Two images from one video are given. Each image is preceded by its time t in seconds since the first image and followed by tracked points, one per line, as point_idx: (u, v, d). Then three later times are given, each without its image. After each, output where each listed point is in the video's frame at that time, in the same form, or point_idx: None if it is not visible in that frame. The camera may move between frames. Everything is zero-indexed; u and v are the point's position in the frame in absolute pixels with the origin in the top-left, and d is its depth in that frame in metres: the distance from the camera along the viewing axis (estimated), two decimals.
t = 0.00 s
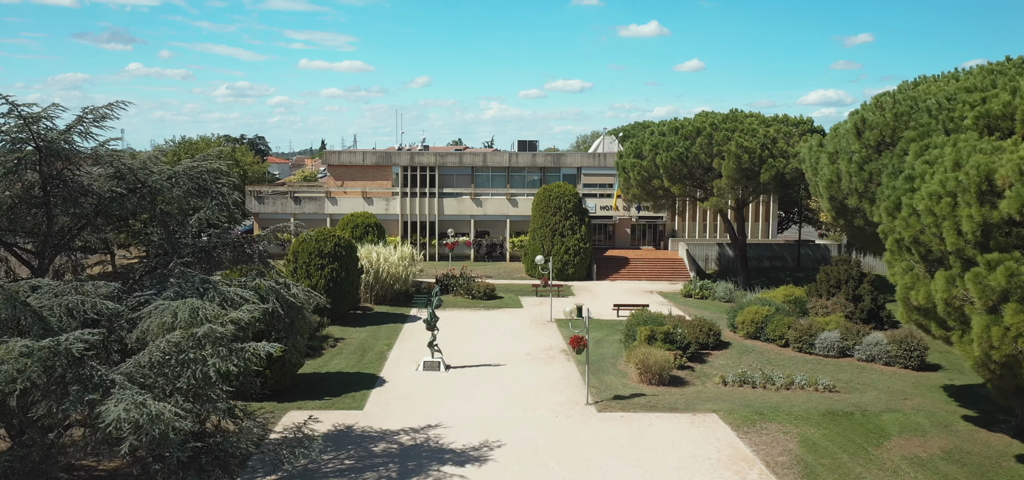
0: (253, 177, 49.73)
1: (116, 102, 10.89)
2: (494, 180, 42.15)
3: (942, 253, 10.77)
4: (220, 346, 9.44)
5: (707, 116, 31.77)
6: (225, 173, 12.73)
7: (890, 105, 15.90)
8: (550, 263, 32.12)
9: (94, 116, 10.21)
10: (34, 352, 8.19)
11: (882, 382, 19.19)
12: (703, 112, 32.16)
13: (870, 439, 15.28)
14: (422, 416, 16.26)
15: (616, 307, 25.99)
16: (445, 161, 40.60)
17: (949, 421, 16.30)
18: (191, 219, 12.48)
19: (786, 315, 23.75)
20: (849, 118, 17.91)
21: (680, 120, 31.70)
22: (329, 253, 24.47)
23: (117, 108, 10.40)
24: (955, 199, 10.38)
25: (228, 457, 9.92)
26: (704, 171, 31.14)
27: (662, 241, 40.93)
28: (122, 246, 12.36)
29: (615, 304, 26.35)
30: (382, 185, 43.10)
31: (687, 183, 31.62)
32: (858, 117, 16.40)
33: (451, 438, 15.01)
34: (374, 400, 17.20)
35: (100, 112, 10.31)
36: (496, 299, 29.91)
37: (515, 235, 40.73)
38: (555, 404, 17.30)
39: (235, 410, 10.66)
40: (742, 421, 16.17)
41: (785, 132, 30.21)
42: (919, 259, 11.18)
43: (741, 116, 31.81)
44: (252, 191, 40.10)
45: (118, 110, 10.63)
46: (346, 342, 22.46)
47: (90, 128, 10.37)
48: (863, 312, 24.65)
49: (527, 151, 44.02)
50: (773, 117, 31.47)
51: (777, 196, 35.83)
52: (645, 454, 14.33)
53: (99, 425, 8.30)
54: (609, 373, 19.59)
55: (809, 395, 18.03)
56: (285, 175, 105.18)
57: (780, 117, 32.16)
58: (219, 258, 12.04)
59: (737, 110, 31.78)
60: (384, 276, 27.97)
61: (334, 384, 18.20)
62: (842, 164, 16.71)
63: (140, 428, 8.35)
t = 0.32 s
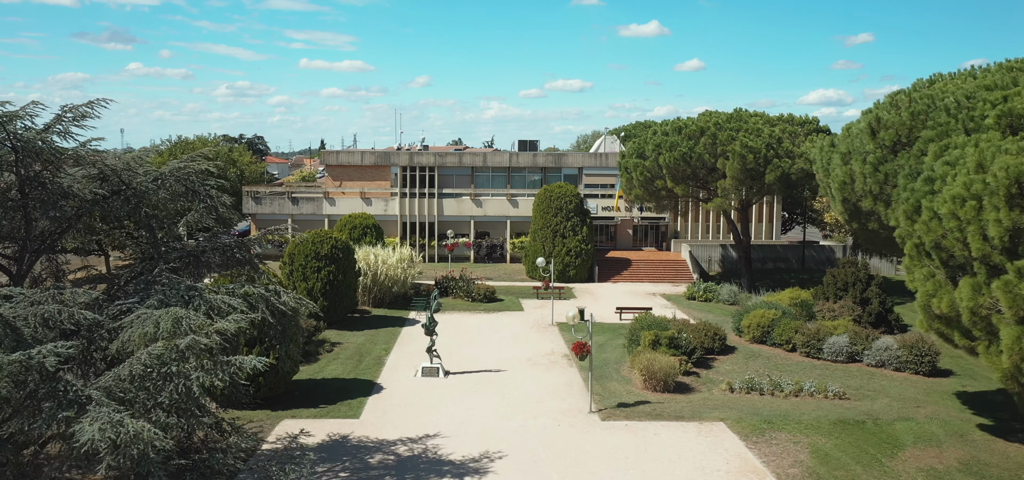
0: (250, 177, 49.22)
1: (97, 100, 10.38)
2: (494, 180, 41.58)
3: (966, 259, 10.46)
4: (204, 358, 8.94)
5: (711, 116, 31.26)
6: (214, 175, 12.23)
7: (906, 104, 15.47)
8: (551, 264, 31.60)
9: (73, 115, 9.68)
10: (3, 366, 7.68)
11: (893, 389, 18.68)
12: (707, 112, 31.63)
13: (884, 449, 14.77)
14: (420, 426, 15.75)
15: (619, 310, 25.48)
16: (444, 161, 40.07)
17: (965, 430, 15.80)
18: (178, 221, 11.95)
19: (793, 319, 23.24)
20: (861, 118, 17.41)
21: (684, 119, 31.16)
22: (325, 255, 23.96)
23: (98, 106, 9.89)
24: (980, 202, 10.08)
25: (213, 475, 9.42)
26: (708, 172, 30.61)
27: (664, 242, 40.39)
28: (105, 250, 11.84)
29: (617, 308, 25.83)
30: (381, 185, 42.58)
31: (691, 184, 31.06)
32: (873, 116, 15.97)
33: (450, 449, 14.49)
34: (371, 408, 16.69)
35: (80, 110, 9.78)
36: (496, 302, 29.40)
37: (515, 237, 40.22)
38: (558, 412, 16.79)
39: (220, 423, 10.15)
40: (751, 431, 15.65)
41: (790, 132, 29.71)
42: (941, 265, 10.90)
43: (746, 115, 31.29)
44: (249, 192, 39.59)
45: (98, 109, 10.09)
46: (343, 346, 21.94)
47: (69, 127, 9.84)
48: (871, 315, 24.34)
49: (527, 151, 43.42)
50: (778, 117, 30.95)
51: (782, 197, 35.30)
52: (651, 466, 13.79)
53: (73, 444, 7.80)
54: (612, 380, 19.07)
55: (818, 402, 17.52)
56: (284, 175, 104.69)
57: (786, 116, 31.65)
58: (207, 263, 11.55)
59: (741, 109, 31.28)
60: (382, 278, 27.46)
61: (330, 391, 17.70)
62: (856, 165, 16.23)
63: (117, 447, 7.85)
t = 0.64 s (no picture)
0: (249, 178, 48.77)
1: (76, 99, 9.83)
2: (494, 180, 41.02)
3: (992, 266, 10.20)
4: (187, 373, 8.44)
5: (715, 116, 30.75)
6: (202, 177, 11.68)
7: (923, 103, 15.09)
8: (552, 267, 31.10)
9: (51, 114, 9.16)
10: None
11: (905, 396, 18.17)
12: (710, 111, 31.13)
13: (899, 461, 14.24)
14: (418, 435, 15.24)
15: (622, 314, 24.96)
16: (444, 161, 39.55)
17: (981, 440, 15.28)
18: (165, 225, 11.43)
19: (801, 323, 22.70)
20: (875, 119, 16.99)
21: (687, 119, 30.65)
22: (322, 257, 23.41)
23: (77, 106, 9.35)
24: (1009, 206, 9.75)
25: None
26: (712, 173, 30.10)
27: (666, 244, 39.92)
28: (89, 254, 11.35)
29: (621, 311, 25.29)
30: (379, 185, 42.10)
31: (694, 185, 30.53)
32: (889, 115, 15.57)
33: (449, 460, 13.96)
34: (367, 417, 16.16)
35: (58, 109, 9.25)
36: (496, 305, 28.90)
37: (516, 238, 39.68)
38: (561, 421, 16.27)
39: (205, 440, 9.64)
40: (760, 441, 15.11)
41: (796, 131, 29.24)
42: (963, 271, 10.66)
43: (751, 115, 30.78)
44: (246, 192, 39.11)
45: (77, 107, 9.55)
46: (339, 352, 21.42)
47: (46, 127, 9.31)
48: (880, 319, 23.86)
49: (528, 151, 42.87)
50: (783, 116, 30.46)
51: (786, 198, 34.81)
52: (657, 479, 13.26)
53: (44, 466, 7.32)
54: (616, 387, 18.55)
55: (829, 411, 17.01)
56: (283, 175, 104.22)
57: (791, 116, 31.14)
58: (195, 268, 11.05)
59: (746, 108, 30.76)
60: (380, 281, 26.93)
61: (325, 399, 17.19)
62: (870, 166, 15.79)
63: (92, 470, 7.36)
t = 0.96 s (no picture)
0: (246, 178, 48.28)
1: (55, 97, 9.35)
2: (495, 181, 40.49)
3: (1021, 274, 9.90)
4: (168, 388, 7.93)
5: (719, 115, 30.25)
6: (189, 178, 11.20)
7: (941, 103, 14.88)
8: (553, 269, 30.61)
9: (26, 113, 8.67)
10: None
11: (917, 404, 17.65)
12: (714, 111, 30.65)
13: (915, 473, 13.74)
14: (417, 446, 14.73)
15: (625, 318, 24.48)
16: (443, 162, 39.03)
17: (999, 451, 14.77)
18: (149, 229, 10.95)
19: (809, 328, 22.19)
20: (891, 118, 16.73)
21: (691, 119, 30.15)
22: (319, 260, 22.88)
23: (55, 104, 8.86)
24: None
25: None
26: (716, 174, 29.61)
27: (669, 245, 39.45)
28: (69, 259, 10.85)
29: (624, 315, 24.79)
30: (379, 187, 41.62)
31: (698, 186, 30.02)
32: (905, 115, 15.28)
33: (448, 473, 13.46)
34: (364, 426, 15.64)
35: (34, 109, 8.77)
36: (497, 308, 28.38)
37: (516, 239, 39.17)
38: (564, 431, 15.75)
39: (190, 457, 9.14)
40: (770, 452, 14.59)
41: (802, 132, 28.80)
42: (990, 279, 10.53)
43: (755, 114, 30.27)
44: (243, 193, 38.62)
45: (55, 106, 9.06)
46: (337, 357, 20.91)
47: (22, 128, 8.82)
48: (888, 324, 23.39)
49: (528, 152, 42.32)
50: (788, 116, 29.97)
51: (791, 200, 34.33)
52: None
53: None
54: (620, 394, 18.05)
55: (840, 419, 16.51)
56: (282, 175, 103.81)
57: (797, 116, 30.67)
58: (182, 274, 10.65)
59: (751, 108, 30.26)
60: (378, 284, 26.41)
61: (321, 407, 16.69)
62: (886, 168, 15.61)
63: None
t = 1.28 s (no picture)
0: (244, 179, 47.80)
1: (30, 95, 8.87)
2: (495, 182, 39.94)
3: None
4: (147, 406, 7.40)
5: (723, 115, 29.74)
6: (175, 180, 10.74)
7: (961, 102, 15.15)
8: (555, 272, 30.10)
9: None
10: None
11: (930, 412, 17.15)
12: (718, 111, 30.15)
13: None
14: (415, 457, 14.22)
15: (628, 322, 23.99)
16: (443, 162, 38.49)
17: (1017, 462, 14.26)
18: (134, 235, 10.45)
19: (817, 332, 21.68)
20: (907, 119, 16.97)
21: (695, 119, 29.63)
22: (315, 263, 22.39)
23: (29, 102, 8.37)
24: None
25: None
26: (720, 174, 29.12)
27: (671, 247, 38.94)
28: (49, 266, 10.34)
29: (626, 319, 24.28)
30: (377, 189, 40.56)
31: (702, 187, 29.51)
32: (924, 115, 15.58)
33: None
34: (360, 437, 15.12)
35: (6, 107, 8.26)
36: (497, 311, 27.86)
37: (516, 241, 38.68)
38: (567, 441, 15.25)
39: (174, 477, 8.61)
40: (781, 463, 14.07)
41: (808, 132, 28.32)
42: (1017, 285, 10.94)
43: (761, 114, 29.77)
44: (240, 194, 38.12)
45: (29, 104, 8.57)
46: (333, 363, 20.41)
47: None
48: (898, 328, 22.90)
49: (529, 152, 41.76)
50: (794, 116, 29.50)
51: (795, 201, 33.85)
52: None
53: None
54: (625, 402, 17.55)
55: (852, 429, 16.00)
56: (281, 176, 103.44)
57: (802, 116, 30.19)
58: (168, 281, 10.19)
59: (756, 108, 29.76)
60: (377, 288, 25.89)
61: (316, 415, 16.20)
62: (904, 169, 16.05)
63: None
